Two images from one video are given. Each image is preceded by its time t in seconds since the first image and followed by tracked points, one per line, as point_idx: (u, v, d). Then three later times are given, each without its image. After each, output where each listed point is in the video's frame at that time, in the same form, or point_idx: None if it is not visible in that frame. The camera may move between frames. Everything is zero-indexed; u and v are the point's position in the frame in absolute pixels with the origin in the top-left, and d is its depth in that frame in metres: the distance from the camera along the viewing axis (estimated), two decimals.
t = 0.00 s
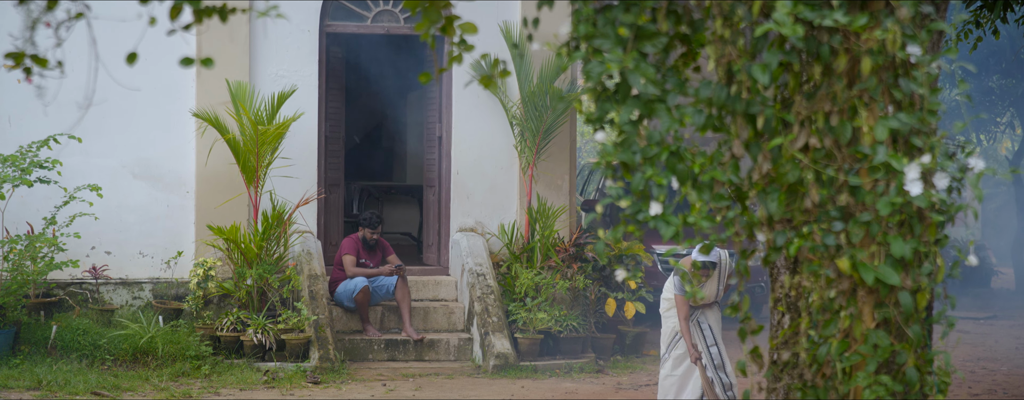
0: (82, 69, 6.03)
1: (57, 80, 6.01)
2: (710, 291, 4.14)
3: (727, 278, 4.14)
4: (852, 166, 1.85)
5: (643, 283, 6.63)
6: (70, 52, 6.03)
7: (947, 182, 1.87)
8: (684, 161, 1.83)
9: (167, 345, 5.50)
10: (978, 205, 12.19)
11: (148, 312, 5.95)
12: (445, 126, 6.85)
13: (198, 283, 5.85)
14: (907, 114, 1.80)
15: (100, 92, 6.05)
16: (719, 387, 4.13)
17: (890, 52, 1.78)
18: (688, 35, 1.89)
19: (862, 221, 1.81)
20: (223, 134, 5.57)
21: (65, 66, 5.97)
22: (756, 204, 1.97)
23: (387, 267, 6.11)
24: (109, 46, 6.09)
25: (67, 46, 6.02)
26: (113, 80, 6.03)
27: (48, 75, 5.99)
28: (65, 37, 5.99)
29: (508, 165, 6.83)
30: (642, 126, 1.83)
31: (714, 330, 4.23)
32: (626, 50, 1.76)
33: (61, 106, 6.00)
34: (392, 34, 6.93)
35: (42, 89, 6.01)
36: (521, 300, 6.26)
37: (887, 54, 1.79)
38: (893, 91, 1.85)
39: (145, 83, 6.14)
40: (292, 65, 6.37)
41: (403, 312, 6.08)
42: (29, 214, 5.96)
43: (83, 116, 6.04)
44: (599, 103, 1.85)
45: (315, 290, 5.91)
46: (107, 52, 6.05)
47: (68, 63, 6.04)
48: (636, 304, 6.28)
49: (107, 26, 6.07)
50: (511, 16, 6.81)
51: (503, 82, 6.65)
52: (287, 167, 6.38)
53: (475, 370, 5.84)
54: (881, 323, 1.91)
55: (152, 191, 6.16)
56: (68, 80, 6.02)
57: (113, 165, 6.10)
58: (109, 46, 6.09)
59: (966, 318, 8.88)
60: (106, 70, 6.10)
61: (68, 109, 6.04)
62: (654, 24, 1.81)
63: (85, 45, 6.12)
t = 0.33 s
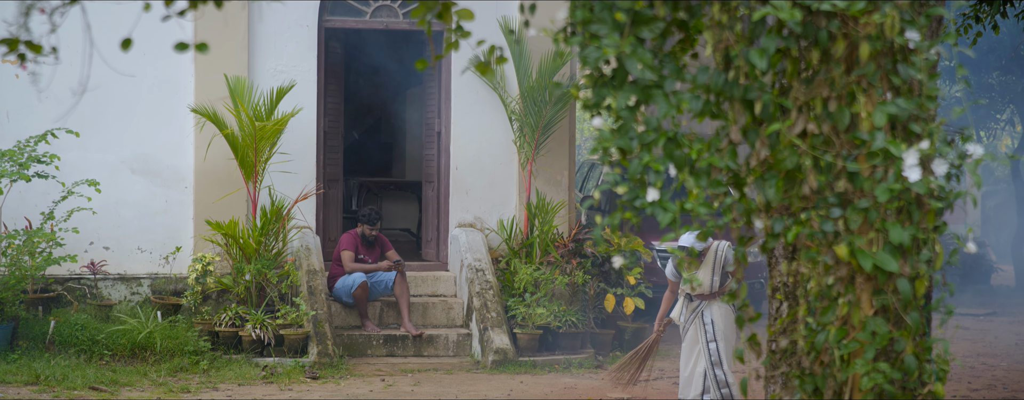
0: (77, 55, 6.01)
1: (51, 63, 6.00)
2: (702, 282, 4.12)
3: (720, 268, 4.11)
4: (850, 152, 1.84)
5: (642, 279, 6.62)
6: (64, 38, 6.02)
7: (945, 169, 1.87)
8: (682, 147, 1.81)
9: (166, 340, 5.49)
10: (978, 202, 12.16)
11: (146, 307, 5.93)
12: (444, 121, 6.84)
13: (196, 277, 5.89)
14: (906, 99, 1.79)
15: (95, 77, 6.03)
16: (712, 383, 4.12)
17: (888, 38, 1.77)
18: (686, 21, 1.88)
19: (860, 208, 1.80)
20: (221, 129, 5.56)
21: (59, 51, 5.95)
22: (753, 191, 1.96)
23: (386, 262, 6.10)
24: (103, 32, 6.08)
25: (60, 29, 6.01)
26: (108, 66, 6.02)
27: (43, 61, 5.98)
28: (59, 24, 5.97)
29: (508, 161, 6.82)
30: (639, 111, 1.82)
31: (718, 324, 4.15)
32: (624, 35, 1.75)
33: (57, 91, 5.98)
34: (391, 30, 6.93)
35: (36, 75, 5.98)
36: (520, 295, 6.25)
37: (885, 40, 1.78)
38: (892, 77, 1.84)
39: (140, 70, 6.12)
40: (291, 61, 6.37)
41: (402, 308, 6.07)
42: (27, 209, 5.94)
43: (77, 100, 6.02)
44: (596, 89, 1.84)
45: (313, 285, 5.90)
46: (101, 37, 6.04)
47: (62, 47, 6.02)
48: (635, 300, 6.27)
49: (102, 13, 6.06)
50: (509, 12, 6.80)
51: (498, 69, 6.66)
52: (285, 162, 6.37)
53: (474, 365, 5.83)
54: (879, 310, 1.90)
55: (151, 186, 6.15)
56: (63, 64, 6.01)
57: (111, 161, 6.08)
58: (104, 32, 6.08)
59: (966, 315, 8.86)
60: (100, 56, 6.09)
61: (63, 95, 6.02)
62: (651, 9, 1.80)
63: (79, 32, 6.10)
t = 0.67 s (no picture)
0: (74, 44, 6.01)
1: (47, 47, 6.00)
2: (692, 286, 4.13)
3: (710, 269, 4.10)
4: (850, 141, 1.84)
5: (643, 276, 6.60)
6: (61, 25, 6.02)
7: (945, 158, 1.86)
8: (681, 136, 1.81)
9: (166, 337, 5.49)
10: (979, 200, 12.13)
11: (147, 304, 5.93)
12: (445, 118, 6.84)
13: (196, 273, 5.87)
14: (905, 88, 1.78)
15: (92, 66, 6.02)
16: (714, 382, 4.12)
17: (887, 26, 1.77)
18: (685, 11, 1.87)
19: (859, 197, 1.79)
20: (222, 125, 5.56)
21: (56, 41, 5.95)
22: (752, 180, 1.96)
23: (386, 259, 6.10)
24: (100, 22, 6.08)
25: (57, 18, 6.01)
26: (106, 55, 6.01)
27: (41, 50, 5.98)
28: (55, 12, 5.96)
29: (508, 158, 6.82)
30: (638, 100, 1.81)
31: (719, 323, 4.14)
32: (623, 24, 1.75)
33: (54, 78, 5.97)
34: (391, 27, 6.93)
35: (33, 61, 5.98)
36: (520, 293, 6.25)
37: (884, 29, 1.77)
38: (891, 66, 1.84)
39: (137, 59, 6.12)
40: (292, 58, 6.38)
41: (403, 305, 6.07)
42: (27, 206, 5.94)
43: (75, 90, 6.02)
44: (595, 77, 1.84)
45: (314, 282, 5.90)
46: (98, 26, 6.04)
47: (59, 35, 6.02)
48: (636, 297, 6.25)
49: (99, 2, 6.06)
50: (509, 9, 6.79)
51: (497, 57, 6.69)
52: (285, 159, 6.37)
53: (474, 362, 5.82)
54: (880, 300, 1.90)
55: (151, 183, 6.15)
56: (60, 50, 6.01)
57: (111, 157, 6.08)
58: (101, 21, 6.09)
59: (967, 313, 8.84)
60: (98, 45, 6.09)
61: (60, 83, 6.01)
62: None
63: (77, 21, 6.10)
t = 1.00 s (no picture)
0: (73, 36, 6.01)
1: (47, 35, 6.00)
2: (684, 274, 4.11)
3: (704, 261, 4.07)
4: (852, 129, 1.83)
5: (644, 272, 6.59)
6: (60, 16, 6.03)
7: (947, 147, 1.85)
8: (682, 124, 1.80)
9: (167, 333, 5.49)
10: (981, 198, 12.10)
11: (148, 300, 5.93)
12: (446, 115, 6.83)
13: (197, 270, 5.86)
14: (908, 76, 1.77)
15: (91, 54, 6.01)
16: (708, 377, 4.13)
17: (890, 14, 1.76)
18: None
19: (862, 185, 1.78)
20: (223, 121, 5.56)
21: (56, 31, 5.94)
22: (754, 169, 1.95)
23: (388, 255, 6.09)
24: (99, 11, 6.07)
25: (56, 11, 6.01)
26: (105, 43, 6.01)
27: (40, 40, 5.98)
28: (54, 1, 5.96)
29: (509, 154, 6.81)
30: (640, 88, 1.81)
31: (713, 316, 4.14)
32: (624, 11, 1.74)
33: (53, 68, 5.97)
34: (393, 23, 6.94)
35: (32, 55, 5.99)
36: (522, 289, 6.24)
37: (887, 17, 1.77)
38: (893, 54, 1.84)
39: (137, 46, 6.11)
40: (295, 54, 6.38)
41: (405, 301, 6.06)
42: (28, 202, 5.95)
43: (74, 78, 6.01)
44: (596, 66, 1.83)
45: (315, 278, 5.89)
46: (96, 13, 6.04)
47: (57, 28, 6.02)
48: (637, 293, 6.23)
49: None
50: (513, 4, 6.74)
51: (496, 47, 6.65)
52: (287, 155, 6.37)
53: (476, 358, 5.81)
54: (882, 289, 1.89)
55: (152, 179, 6.15)
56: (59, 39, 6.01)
57: (112, 153, 6.08)
58: (99, 9, 6.08)
59: (970, 310, 8.81)
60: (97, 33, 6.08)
61: (59, 72, 6.01)
62: None
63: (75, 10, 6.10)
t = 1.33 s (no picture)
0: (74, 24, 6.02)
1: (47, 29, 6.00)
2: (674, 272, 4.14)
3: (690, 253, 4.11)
4: (855, 117, 1.83)
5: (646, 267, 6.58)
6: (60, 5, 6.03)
7: (951, 133, 1.85)
8: (684, 111, 1.80)
9: (168, 328, 5.49)
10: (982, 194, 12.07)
11: (149, 296, 5.93)
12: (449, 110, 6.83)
13: (199, 265, 5.87)
14: (912, 62, 1.76)
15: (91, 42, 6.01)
16: (709, 375, 4.13)
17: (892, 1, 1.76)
18: None
19: (865, 173, 1.78)
20: (225, 115, 5.57)
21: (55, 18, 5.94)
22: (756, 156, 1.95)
23: (390, 250, 6.09)
24: None
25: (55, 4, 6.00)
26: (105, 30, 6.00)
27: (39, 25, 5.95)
28: None
29: (511, 149, 6.80)
30: (643, 75, 1.81)
31: (709, 313, 4.13)
32: None
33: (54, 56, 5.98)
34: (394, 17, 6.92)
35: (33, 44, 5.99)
36: (524, 284, 6.23)
37: (890, 3, 1.76)
38: (897, 41, 1.84)
39: (137, 33, 6.11)
40: (297, 48, 6.39)
41: (407, 296, 6.06)
42: (30, 197, 5.95)
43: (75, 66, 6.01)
44: (598, 53, 1.83)
45: (317, 273, 5.90)
46: None
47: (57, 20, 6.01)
48: (639, 289, 6.23)
49: None
50: None
51: (496, 39, 6.64)
52: (289, 150, 6.37)
53: (478, 353, 5.80)
54: (885, 277, 1.89)
55: (153, 175, 6.15)
56: (59, 33, 6.00)
57: (113, 148, 6.08)
58: None
59: (971, 306, 8.80)
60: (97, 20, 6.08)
61: (59, 60, 6.01)
62: None
63: None
